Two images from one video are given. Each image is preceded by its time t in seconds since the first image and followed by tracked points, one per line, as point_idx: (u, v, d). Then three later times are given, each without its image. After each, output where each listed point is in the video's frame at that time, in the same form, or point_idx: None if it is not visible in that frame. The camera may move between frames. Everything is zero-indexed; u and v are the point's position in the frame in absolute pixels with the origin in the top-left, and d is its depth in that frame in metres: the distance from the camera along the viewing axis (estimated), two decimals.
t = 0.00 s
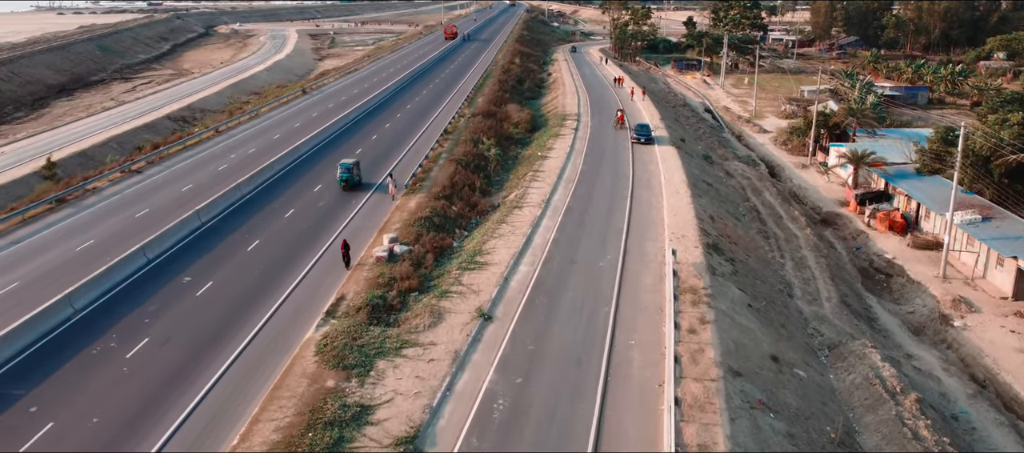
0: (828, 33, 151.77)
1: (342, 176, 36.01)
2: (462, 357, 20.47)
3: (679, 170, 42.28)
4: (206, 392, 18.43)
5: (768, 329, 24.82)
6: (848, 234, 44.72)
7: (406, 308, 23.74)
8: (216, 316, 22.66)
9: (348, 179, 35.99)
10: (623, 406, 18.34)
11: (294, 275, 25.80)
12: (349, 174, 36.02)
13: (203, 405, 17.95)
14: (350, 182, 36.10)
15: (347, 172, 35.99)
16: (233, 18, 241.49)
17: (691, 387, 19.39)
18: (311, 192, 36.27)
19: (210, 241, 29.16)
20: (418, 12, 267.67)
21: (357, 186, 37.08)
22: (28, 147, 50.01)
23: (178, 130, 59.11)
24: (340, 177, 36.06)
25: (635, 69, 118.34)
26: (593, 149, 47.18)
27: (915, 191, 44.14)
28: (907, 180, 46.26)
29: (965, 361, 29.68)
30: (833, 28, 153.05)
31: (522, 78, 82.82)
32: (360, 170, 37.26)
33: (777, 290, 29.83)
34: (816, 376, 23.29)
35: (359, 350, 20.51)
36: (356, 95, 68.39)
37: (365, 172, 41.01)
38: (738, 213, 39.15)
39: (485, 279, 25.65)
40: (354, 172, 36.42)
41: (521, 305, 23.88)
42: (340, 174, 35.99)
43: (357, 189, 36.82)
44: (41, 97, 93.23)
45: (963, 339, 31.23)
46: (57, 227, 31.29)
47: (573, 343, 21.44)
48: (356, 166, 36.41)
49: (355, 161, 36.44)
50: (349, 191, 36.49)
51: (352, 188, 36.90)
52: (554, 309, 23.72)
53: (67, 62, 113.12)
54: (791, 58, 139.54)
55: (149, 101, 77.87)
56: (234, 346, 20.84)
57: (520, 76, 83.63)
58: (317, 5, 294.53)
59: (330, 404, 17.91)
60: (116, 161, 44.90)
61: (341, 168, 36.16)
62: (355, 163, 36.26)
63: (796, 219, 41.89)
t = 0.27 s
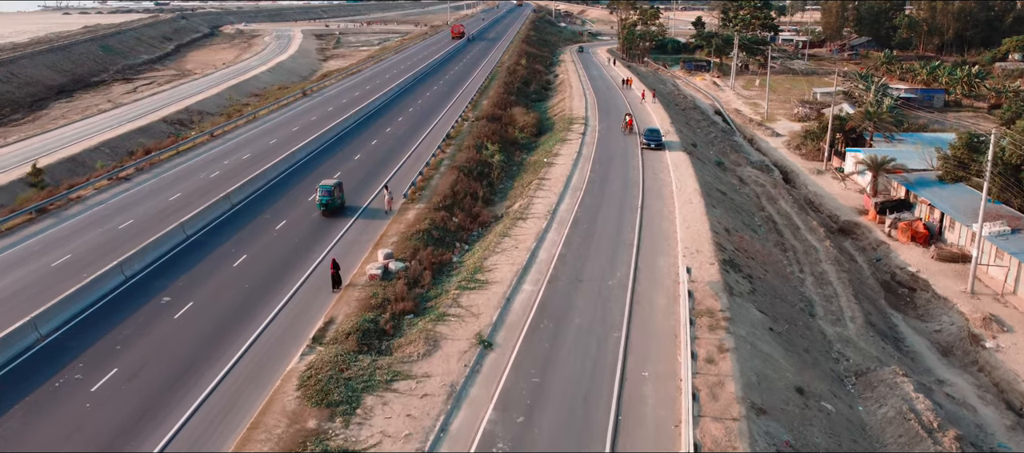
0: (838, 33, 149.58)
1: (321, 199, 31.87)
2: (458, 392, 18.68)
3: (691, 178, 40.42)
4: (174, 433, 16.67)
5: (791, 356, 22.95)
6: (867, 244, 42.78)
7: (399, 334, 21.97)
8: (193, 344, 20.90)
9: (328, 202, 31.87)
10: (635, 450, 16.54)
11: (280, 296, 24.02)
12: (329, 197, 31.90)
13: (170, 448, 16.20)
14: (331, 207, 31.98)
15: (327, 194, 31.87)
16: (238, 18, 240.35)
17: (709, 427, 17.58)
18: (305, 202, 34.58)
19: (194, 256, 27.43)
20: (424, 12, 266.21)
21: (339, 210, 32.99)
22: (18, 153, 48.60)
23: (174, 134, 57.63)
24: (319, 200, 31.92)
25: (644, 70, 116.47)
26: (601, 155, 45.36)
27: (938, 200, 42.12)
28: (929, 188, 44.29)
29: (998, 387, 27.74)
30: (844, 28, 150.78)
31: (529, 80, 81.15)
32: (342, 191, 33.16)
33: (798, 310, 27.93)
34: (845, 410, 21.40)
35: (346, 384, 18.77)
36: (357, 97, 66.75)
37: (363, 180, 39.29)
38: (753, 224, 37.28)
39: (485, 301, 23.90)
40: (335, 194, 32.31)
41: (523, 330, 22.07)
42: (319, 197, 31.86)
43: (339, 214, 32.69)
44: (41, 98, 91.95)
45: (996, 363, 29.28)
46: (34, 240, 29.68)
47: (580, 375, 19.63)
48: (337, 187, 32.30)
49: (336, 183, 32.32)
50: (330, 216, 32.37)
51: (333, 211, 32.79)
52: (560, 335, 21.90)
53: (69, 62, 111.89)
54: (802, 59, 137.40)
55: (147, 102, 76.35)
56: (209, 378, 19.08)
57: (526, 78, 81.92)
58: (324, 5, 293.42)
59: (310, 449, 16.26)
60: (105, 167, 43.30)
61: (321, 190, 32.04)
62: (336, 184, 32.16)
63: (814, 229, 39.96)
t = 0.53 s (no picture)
0: (850, 34, 147.31)
1: (293, 229, 27.65)
2: (453, 434, 16.89)
3: (704, 186, 38.50)
4: None
5: (816, 388, 21.07)
6: (888, 256, 40.83)
7: (391, 364, 20.20)
8: (167, 373, 19.20)
9: (301, 232, 27.68)
10: None
11: (265, 319, 22.28)
12: (302, 227, 27.68)
13: None
14: (304, 238, 27.78)
15: (300, 223, 27.67)
16: (244, 17, 238.93)
17: None
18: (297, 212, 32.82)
19: (175, 274, 25.66)
20: (430, 12, 264.55)
21: (316, 240, 28.85)
22: (5, 160, 47.07)
23: (169, 138, 56.02)
24: (291, 230, 27.71)
25: (652, 71, 114.54)
26: (609, 162, 43.49)
27: (964, 210, 40.12)
28: (953, 197, 42.28)
29: None
30: (856, 28, 148.43)
31: (535, 82, 79.34)
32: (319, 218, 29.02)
33: (821, 333, 26.04)
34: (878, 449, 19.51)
35: (329, 425, 17.03)
36: (359, 99, 65.05)
37: (360, 188, 37.49)
38: (770, 236, 35.37)
39: (485, 325, 22.11)
40: (309, 223, 28.07)
41: (526, 359, 20.27)
42: (291, 227, 27.64)
43: (314, 245, 28.49)
44: (39, 100, 90.59)
45: None
46: (8, 255, 28.03)
47: (589, 412, 17.83)
48: (311, 215, 28.09)
49: (310, 210, 28.12)
50: (304, 248, 28.20)
51: (308, 243, 28.58)
52: (565, 364, 20.10)
53: (69, 62, 110.43)
54: (813, 60, 135.31)
55: (145, 104, 74.85)
56: (181, 414, 17.38)
57: (532, 79, 80.06)
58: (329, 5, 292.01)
59: None
60: (92, 174, 41.69)
61: (292, 219, 27.82)
62: (309, 211, 27.95)
63: (833, 241, 38.01)
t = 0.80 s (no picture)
0: (862, 35, 144.92)
1: (254, 271, 23.64)
2: None
3: (718, 196, 36.63)
4: None
5: (847, 425, 19.23)
6: (911, 269, 38.88)
7: (380, 400, 18.46)
8: (135, 409, 17.48)
9: (263, 274, 23.65)
10: None
11: (247, 345, 20.60)
12: (264, 268, 23.66)
13: None
14: (266, 281, 23.76)
15: (263, 263, 23.67)
16: (249, 17, 237.58)
17: None
18: (288, 224, 31.07)
19: (152, 294, 23.89)
20: (437, 12, 262.91)
21: (282, 281, 24.85)
22: None
23: (164, 142, 54.45)
24: (252, 272, 23.69)
25: (661, 72, 112.55)
26: (618, 169, 41.64)
27: (991, 220, 38.15)
28: (979, 206, 40.31)
29: None
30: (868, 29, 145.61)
31: (541, 84, 77.56)
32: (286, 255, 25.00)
33: (847, 359, 24.17)
34: None
35: None
36: (361, 101, 63.40)
37: (357, 196, 35.75)
38: (789, 249, 33.44)
39: (484, 355, 20.32)
40: (273, 263, 24.04)
41: (528, 393, 18.49)
42: (251, 268, 23.65)
43: (280, 288, 24.49)
44: (37, 101, 89.18)
45: None
46: None
47: None
48: (276, 254, 24.07)
49: (274, 247, 24.06)
50: (268, 291, 24.26)
51: (273, 285, 24.59)
52: (571, 399, 18.32)
53: (70, 63, 109.03)
54: (825, 61, 133.14)
55: (143, 106, 73.34)
56: None
57: (538, 81, 78.29)
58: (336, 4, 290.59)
59: None
60: (80, 180, 40.08)
61: (253, 257, 23.77)
62: (273, 249, 23.93)
63: (855, 253, 36.04)
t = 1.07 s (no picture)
0: (874, 36, 142.55)
1: (197, 330, 19.60)
2: None
3: (734, 207, 34.80)
4: None
5: None
6: (936, 283, 36.93)
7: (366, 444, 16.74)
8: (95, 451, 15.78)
9: (209, 333, 19.65)
10: None
11: (225, 376, 18.90)
12: (210, 326, 19.65)
13: None
14: (212, 341, 19.75)
15: (208, 320, 19.61)
16: (255, 17, 236.24)
17: None
18: (279, 236, 29.35)
19: (128, 317, 22.23)
20: (443, 12, 261.31)
21: (232, 341, 20.78)
22: None
23: (159, 147, 52.89)
24: (194, 331, 19.66)
25: (670, 74, 110.59)
26: (627, 178, 39.84)
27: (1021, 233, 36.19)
28: (1008, 217, 38.36)
29: None
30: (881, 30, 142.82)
31: (548, 87, 75.78)
32: (237, 308, 20.89)
33: (877, 389, 22.31)
34: None
35: None
36: (363, 104, 61.72)
37: (353, 206, 34.03)
38: (809, 264, 31.58)
39: (483, 390, 18.56)
40: (221, 320, 20.02)
41: (531, 434, 16.72)
42: (193, 327, 19.58)
43: (230, 348, 20.47)
44: (36, 102, 87.78)
45: None
46: None
47: None
48: (224, 308, 20.02)
49: (222, 300, 20.02)
50: (213, 354, 20.15)
51: (222, 345, 20.52)
52: (579, 441, 16.55)
53: (72, 64, 107.64)
54: (837, 63, 130.91)
55: (141, 108, 71.86)
56: None
57: (545, 84, 76.52)
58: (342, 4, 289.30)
59: None
60: (66, 188, 38.47)
61: (196, 313, 19.73)
62: (220, 303, 19.88)
63: (877, 268, 34.15)
